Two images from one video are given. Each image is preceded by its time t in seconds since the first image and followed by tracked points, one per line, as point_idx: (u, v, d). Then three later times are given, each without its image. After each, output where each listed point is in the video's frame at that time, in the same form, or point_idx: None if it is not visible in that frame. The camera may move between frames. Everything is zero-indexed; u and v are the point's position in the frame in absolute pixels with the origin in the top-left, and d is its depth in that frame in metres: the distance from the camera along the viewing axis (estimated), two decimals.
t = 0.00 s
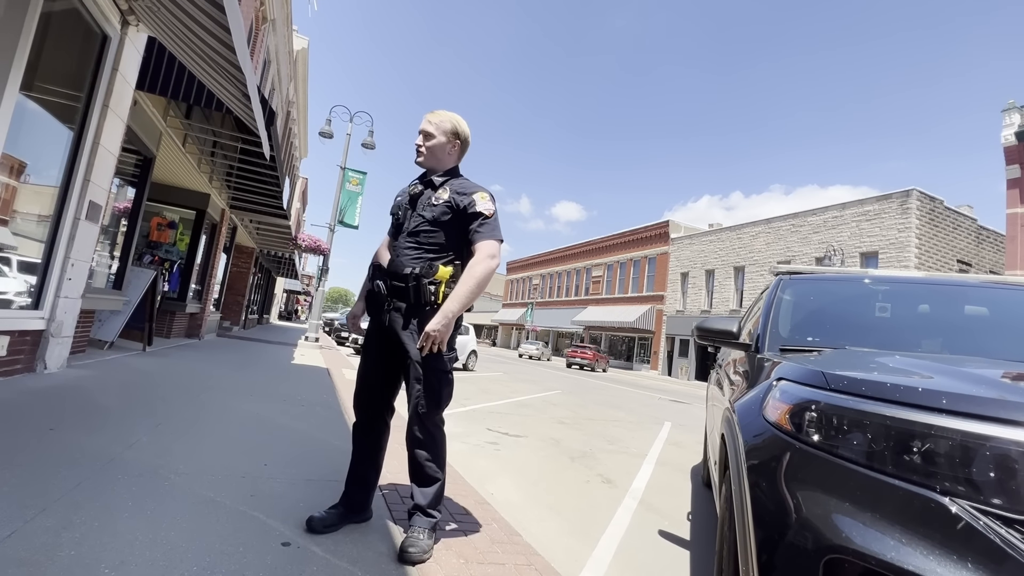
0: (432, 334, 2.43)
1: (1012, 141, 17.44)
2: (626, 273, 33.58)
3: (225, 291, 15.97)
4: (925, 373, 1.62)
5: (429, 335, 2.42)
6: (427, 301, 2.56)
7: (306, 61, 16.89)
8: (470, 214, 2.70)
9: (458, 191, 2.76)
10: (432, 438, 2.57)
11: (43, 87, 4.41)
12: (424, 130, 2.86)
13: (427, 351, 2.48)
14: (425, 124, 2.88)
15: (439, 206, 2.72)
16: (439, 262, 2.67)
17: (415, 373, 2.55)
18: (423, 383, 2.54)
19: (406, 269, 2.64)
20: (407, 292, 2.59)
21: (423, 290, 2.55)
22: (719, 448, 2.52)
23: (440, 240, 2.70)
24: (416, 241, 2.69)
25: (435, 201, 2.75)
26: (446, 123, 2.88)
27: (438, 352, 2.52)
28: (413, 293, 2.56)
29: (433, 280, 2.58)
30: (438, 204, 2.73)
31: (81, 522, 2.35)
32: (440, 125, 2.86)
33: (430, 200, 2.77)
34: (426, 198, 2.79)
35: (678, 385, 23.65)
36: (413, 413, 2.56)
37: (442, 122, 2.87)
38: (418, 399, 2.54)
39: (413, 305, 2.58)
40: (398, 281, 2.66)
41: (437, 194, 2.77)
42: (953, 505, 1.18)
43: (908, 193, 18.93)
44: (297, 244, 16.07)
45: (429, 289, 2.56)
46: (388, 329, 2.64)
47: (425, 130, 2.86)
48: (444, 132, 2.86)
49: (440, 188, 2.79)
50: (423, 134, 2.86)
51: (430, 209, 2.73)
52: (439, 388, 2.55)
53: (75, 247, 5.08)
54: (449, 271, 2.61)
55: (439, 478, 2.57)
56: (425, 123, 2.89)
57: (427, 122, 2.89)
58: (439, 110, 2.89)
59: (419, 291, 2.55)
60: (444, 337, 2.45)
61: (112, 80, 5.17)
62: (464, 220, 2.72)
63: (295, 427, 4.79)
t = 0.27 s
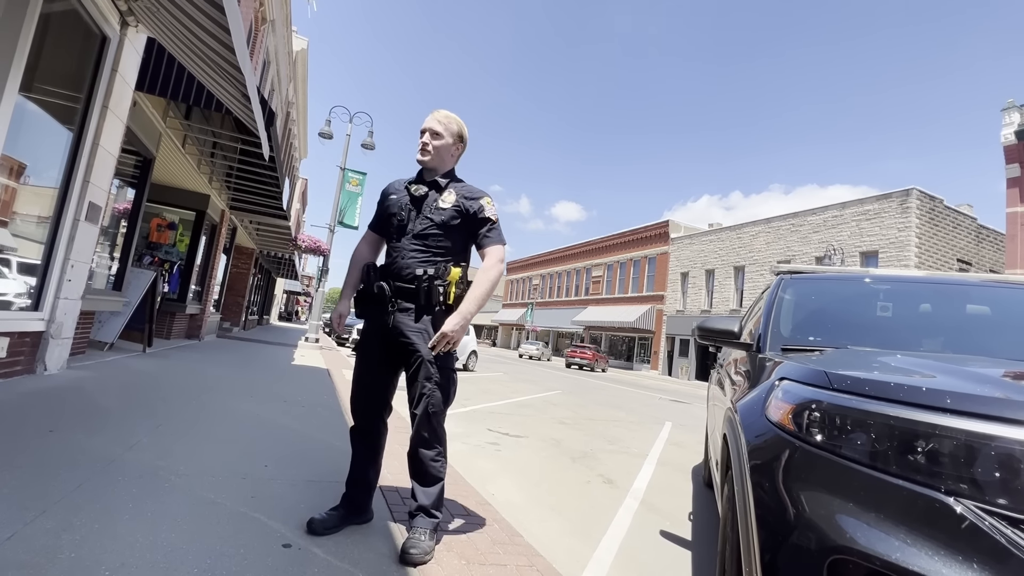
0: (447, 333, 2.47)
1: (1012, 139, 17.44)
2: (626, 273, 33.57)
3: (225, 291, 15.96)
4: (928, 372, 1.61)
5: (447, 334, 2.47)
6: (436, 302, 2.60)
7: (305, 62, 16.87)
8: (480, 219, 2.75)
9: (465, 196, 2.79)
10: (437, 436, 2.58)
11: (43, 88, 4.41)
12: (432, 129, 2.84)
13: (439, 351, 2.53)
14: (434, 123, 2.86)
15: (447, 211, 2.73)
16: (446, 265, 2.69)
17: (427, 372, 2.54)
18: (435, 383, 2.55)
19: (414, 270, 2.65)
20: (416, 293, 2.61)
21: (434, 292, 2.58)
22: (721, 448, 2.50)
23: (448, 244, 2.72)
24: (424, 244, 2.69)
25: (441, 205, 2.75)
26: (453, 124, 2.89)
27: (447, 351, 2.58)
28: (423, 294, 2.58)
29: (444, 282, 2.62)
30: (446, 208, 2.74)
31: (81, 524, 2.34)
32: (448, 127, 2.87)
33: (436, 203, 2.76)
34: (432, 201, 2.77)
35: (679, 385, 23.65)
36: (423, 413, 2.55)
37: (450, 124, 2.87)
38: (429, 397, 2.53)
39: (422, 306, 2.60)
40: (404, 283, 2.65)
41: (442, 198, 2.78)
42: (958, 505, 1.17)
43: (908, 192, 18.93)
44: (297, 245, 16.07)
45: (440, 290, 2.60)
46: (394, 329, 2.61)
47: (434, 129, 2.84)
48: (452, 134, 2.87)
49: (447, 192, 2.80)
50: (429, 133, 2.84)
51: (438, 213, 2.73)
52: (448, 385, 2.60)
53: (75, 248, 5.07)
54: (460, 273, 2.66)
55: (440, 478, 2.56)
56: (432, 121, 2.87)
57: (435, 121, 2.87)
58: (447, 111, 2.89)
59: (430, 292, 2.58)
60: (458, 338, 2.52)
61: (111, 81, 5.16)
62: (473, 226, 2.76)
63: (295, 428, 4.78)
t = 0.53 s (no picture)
0: (459, 334, 2.51)
1: (1012, 138, 17.43)
2: (626, 273, 33.57)
3: (225, 292, 15.96)
4: (930, 372, 1.61)
5: (459, 335, 2.51)
6: (442, 303, 2.61)
7: (305, 62, 16.86)
8: (483, 223, 2.79)
9: (467, 198, 2.82)
10: (441, 435, 2.57)
11: (41, 89, 4.39)
12: (438, 131, 2.83)
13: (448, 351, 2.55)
14: (438, 124, 2.85)
15: (452, 213, 2.74)
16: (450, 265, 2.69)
17: (433, 372, 2.55)
18: (441, 382, 2.56)
19: (419, 271, 2.64)
20: (422, 294, 2.61)
21: (440, 293, 2.59)
22: (722, 447, 2.50)
23: (452, 247, 2.73)
24: (429, 245, 2.68)
25: (445, 206, 2.75)
26: (456, 127, 2.90)
27: (454, 351, 2.61)
28: (429, 295, 2.58)
29: (450, 282, 2.63)
30: (450, 210, 2.75)
31: (81, 526, 2.33)
32: (453, 130, 2.87)
33: (441, 204, 2.76)
34: (436, 203, 2.77)
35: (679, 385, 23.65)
36: (428, 412, 2.54)
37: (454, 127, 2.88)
38: (436, 397, 2.53)
39: (428, 307, 2.60)
40: (408, 284, 2.64)
41: (446, 199, 2.78)
42: (964, 506, 1.17)
43: (907, 192, 18.93)
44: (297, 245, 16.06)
45: (445, 291, 2.61)
46: (399, 330, 2.59)
47: (440, 130, 2.83)
48: (455, 137, 2.88)
49: (449, 194, 2.81)
50: (434, 135, 2.82)
51: (442, 215, 2.73)
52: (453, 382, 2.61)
53: (74, 249, 5.06)
54: (464, 273, 2.66)
55: (442, 479, 2.55)
56: (437, 122, 2.85)
57: (439, 123, 2.86)
58: (452, 113, 2.89)
59: (437, 293, 2.59)
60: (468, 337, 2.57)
61: (111, 81, 5.15)
62: (477, 228, 2.80)
63: (295, 429, 4.77)
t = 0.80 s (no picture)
0: (460, 331, 2.49)
1: (1012, 138, 17.44)
2: (626, 273, 33.56)
3: (225, 292, 15.95)
4: (932, 371, 1.61)
5: (459, 332, 2.49)
6: (443, 302, 2.61)
7: (305, 63, 16.86)
8: (483, 221, 2.78)
9: (467, 197, 2.81)
10: (442, 436, 2.57)
11: (41, 90, 4.39)
12: (438, 131, 2.83)
13: (450, 351, 2.55)
14: (438, 125, 2.85)
15: (452, 212, 2.74)
16: (452, 265, 2.69)
17: (436, 373, 2.55)
18: (444, 383, 2.56)
19: (420, 271, 2.64)
20: (424, 293, 2.61)
21: (442, 293, 2.59)
22: (724, 447, 2.50)
23: (452, 245, 2.72)
24: (430, 244, 2.68)
25: (445, 206, 2.75)
26: (455, 128, 2.90)
27: (456, 351, 2.61)
28: (431, 295, 2.58)
29: (451, 282, 2.62)
30: (450, 209, 2.74)
31: (81, 527, 2.33)
32: (452, 131, 2.88)
33: (441, 204, 2.76)
34: (437, 202, 2.77)
35: (679, 384, 23.65)
36: (429, 413, 2.53)
37: (453, 127, 2.88)
38: (437, 398, 2.53)
39: (430, 306, 2.60)
40: (409, 283, 2.64)
41: (446, 198, 2.77)
42: (965, 505, 1.16)
43: (907, 191, 18.94)
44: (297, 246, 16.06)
45: (447, 291, 2.61)
46: (401, 331, 2.58)
47: (439, 131, 2.83)
48: (454, 137, 2.88)
49: (450, 192, 2.80)
50: (433, 135, 2.82)
51: (443, 214, 2.73)
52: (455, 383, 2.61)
53: (74, 249, 5.06)
54: (466, 273, 2.66)
55: (443, 479, 2.55)
56: (437, 123, 2.85)
57: (439, 124, 2.86)
58: (451, 114, 2.89)
59: (438, 293, 2.58)
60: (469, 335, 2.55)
61: (110, 81, 5.15)
62: (477, 226, 2.78)
63: (295, 430, 4.77)
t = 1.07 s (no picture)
0: (457, 331, 2.48)
1: (1012, 137, 17.43)
2: (626, 272, 33.56)
3: (225, 292, 15.95)
4: (933, 370, 1.61)
5: (454, 332, 2.48)
6: (442, 302, 2.60)
7: (305, 63, 16.85)
8: (481, 218, 2.75)
9: (466, 195, 2.80)
10: (441, 436, 2.57)
11: (41, 90, 4.39)
12: (439, 131, 2.83)
13: (448, 351, 2.54)
14: (440, 125, 2.85)
15: (451, 210, 2.73)
16: (450, 264, 2.68)
17: (434, 374, 2.54)
18: (443, 383, 2.55)
19: (419, 270, 2.64)
20: (422, 293, 2.60)
21: (440, 292, 2.58)
22: (724, 446, 2.50)
23: (452, 243, 2.71)
24: (429, 243, 2.68)
25: (444, 204, 2.75)
26: (456, 128, 2.90)
27: (455, 351, 2.59)
28: (429, 294, 2.58)
29: (450, 281, 2.62)
30: (449, 207, 2.74)
31: (81, 527, 2.33)
32: (454, 131, 2.88)
33: (440, 202, 2.76)
34: (436, 200, 2.77)
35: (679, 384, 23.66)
36: (429, 413, 2.53)
37: (454, 128, 2.88)
38: (436, 398, 2.52)
39: (428, 306, 2.60)
40: (408, 283, 2.63)
41: (445, 197, 2.77)
42: (965, 504, 1.17)
43: (907, 191, 18.94)
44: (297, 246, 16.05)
45: (445, 290, 2.60)
46: (401, 331, 2.58)
47: (441, 131, 2.83)
48: (455, 138, 2.88)
49: (448, 191, 2.80)
50: (435, 135, 2.82)
51: (441, 212, 2.73)
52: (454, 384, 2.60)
53: (74, 249, 5.06)
54: (465, 271, 2.65)
55: (444, 479, 2.55)
56: (438, 123, 2.85)
57: (441, 124, 2.86)
58: (453, 114, 2.89)
59: (437, 292, 2.57)
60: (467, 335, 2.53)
61: (110, 82, 5.15)
62: (475, 224, 2.76)
63: (295, 429, 4.77)
